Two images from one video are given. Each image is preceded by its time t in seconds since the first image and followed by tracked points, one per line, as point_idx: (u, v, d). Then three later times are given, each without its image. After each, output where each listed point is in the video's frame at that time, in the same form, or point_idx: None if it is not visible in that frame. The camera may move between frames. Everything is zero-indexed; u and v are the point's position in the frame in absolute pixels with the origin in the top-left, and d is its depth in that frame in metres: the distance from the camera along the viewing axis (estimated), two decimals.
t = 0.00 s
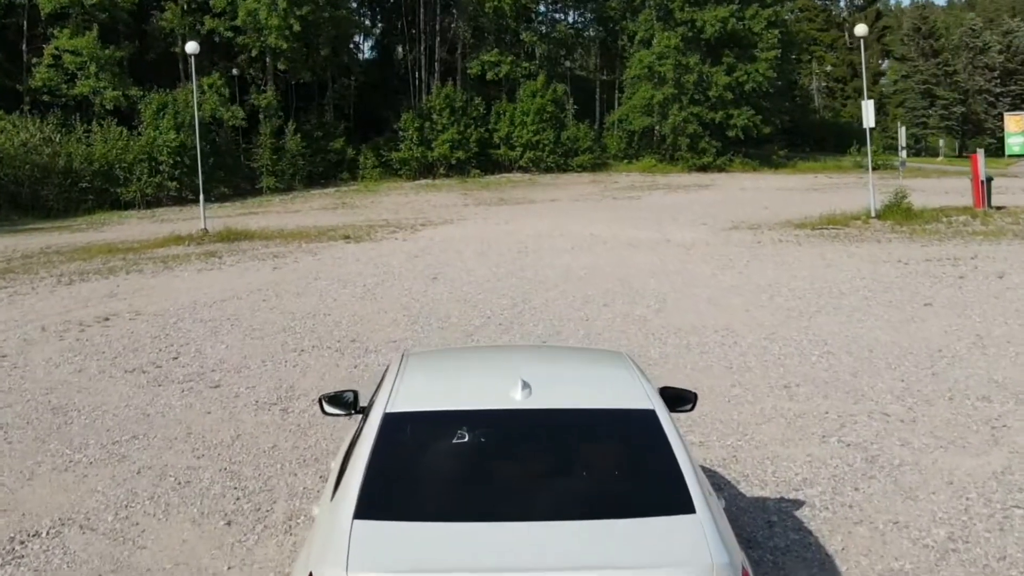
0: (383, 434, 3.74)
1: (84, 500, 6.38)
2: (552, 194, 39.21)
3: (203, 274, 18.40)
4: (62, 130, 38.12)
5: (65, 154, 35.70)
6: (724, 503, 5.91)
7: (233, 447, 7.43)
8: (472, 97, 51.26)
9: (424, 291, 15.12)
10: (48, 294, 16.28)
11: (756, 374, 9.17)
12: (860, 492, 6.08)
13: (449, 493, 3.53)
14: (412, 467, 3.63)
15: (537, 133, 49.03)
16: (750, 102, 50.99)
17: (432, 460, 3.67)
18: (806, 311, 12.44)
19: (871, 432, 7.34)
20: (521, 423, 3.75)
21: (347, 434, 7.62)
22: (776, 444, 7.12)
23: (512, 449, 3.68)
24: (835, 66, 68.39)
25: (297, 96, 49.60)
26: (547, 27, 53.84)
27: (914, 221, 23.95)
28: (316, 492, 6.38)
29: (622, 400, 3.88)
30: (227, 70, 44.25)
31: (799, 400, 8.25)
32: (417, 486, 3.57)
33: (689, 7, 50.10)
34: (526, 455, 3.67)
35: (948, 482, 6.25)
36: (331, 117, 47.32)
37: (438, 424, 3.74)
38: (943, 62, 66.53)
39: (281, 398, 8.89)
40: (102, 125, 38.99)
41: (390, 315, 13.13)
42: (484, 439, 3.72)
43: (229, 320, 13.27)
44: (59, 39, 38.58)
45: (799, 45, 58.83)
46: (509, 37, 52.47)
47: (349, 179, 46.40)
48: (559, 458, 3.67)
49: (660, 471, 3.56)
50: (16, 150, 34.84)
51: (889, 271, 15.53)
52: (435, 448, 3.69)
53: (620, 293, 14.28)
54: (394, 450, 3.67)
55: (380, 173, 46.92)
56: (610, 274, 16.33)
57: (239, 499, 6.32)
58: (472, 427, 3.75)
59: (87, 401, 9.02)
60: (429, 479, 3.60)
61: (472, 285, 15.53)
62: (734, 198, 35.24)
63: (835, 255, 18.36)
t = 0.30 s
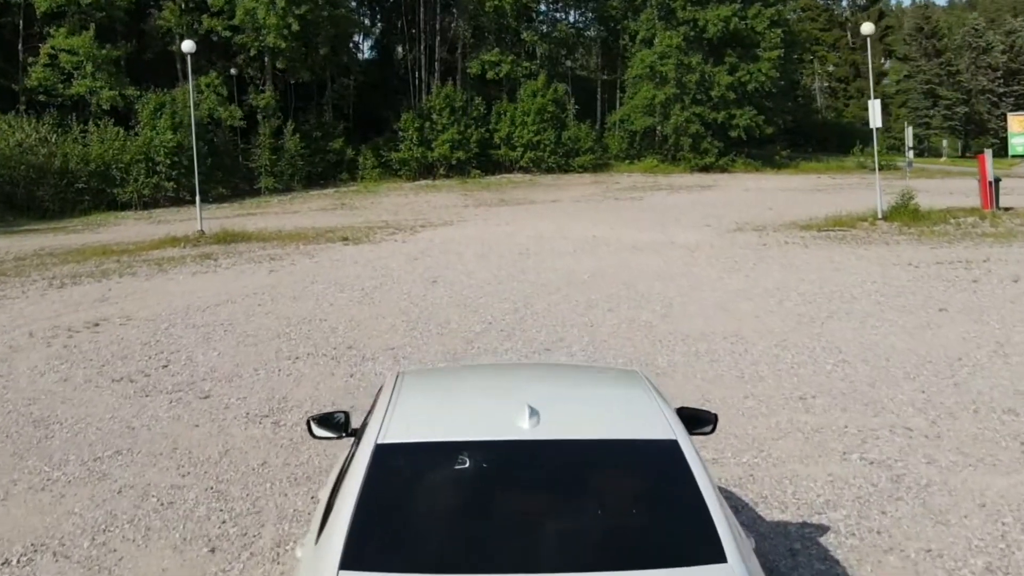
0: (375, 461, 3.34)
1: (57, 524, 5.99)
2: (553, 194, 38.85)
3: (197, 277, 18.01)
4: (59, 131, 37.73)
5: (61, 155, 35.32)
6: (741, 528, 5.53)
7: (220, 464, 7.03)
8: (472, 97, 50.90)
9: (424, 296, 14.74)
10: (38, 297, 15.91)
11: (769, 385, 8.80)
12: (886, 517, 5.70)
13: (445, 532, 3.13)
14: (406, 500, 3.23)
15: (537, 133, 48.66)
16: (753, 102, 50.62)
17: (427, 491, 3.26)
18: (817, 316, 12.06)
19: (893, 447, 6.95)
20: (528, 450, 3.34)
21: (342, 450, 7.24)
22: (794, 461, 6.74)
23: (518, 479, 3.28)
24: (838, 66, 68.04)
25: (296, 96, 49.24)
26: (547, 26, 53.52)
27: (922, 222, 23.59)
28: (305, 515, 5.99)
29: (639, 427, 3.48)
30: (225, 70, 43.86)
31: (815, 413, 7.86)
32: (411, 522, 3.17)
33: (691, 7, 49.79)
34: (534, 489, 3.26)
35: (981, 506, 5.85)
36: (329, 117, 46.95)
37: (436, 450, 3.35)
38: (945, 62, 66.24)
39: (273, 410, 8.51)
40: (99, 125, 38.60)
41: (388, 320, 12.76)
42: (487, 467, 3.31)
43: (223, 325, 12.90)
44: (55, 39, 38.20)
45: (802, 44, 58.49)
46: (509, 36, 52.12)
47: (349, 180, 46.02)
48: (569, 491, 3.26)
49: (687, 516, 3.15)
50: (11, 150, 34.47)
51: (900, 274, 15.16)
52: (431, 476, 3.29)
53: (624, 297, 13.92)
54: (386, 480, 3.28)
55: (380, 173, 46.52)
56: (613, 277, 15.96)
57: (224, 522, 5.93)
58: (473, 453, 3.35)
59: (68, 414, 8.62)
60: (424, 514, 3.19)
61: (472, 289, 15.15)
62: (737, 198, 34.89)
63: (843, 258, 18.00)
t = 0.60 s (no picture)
0: (362, 498, 2.91)
1: (24, 553, 5.57)
2: (553, 195, 38.49)
3: (191, 281, 17.61)
4: (54, 131, 37.32)
5: (56, 156, 34.92)
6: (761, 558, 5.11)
7: (204, 485, 6.61)
8: (472, 97, 50.48)
9: (422, 301, 14.31)
10: (27, 302, 15.52)
11: (782, 398, 8.37)
12: (917, 547, 5.28)
13: None
14: (395, 546, 2.79)
15: (537, 134, 48.24)
16: (755, 102, 50.19)
17: (420, 537, 2.83)
18: (829, 323, 11.65)
19: (919, 467, 6.55)
20: (534, 492, 2.91)
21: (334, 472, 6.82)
22: (813, 484, 6.31)
23: (525, 523, 2.84)
24: (839, 66, 67.66)
25: (294, 96, 48.85)
26: (548, 26, 53.11)
27: (929, 224, 23.20)
28: (292, 543, 5.58)
29: (660, 465, 3.04)
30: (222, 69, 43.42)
31: (833, 429, 7.43)
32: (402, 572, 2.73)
33: (693, 6, 49.39)
34: (544, 536, 2.82)
35: (1018, 534, 5.44)
36: (328, 117, 46.56)
37: (432, 489, 2.91)
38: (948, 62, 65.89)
39: (262, 424, 8.08)
40: (95, 125, 38.20)
41: (385, 327, 12.36)
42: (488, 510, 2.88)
43: (214, 332, 12.49)
44: (50, 38, 37.78)
45: (803, 43, 58.12)
46: (509, 36, 51.73)
47: (348, 181, 45.63)
48: (580, 538, 2.83)
49: (718, 568, 2.71)
50: (6, 151, 34.07)
51: (912, 278, 14.73)
52: (425, 518, 2.86)
53: (627, 302, 13.50)
54: (374, 520, 2.84)
55: (379, 174, 46.12)
56: (617, 281, 15.55)
57: (205, 550, 5.52)
58: (473, 491, 2.91)
59: (47, 428, 8.21)
60: (418, 563, 2.76)
61: (471, 293, 14.72)
62: (740, 199, 34.46)
63: (851, 261, 17.59)
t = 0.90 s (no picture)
0: (337, 555, 2.40)
1: None
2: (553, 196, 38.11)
3: (183, 284, 17.18)
4: (49, 131, 36.88)
5: (50, 156, 34.48)
6: None
7: (182, 510, 6.16)
8: (471, 97, 50.07)
9: (420, 306, 13.87)
10: (13, 307, 15.08)
11: (798, 412, 7.93)
12: None
13: None
14: None
15: (538, 134, 47.83)
16: (757, 101, 49.78)
17: None
18: (842, 330, 11.20)
19: (950, 491, 6.09)
20: (541, 547, 2.40)
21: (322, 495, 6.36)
22: (837, 509, 5.86)
23: None
24: (841, 66, 67.19)
25: (292, 96, 48.40)
26: (548, 25, 52.69)
27: (937, 226, 22.78)
28: None
29: (685, 517, 2.55)
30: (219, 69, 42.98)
31: (853, 446, 6.99)
32: None
33: (695, 5, 48.93)
34: None
35: None
36: (326, 117, 46.13)
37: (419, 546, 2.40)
38: (951, 61, 65.51)
39: (248, 441, 7.64)
40: (90, 126, 37.77)
41: (380, 334, 11.91)
42: (488, 568, 2.36)
43: (203, 339, 12.04)
44: (45, 37, 37.33)
45: (806, 43, 57.70)
46: (509, 35, 51.33)
47: (346, 181, 45.23)
48: None
49: None
50: None
51: (925, 283, 14.29)
52: None
53: (631, 308, 13.06)
54: None
55: (378, 174, 45.70)
56: (620, 286, 15.12)
57: None
58: (462, 550, 2.41)
59: (21, 445, 7.76)
60: None
61: (470, 299, 14.28)
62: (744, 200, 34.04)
63: (859, 265, 17.16)
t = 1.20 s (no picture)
0: None
1: None
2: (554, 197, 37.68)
3: (174, 288, 16.76)
4: (43, 131, 36.42)
5: (44, 156, 34.02)
6: None
7: (157, 538, 5.72)
8: (471, 97, 49.66)
9: (416, 311, 13.43)
10: None
11: (815, 427, 7.50)
12: None
13: None
14: None
15: (538, 134, 47.44)
16: (760, 101, 49.32)
17: None
18: (855, 337, 10.77)
19: (985, 518, 5.64)
20: None
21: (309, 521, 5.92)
22: (865, 537, 5.42)
23: None
24: (843, 65, 66.67)
25: (291, 96, 47.95)
26: (548, 25, 52.33)
27: (945, 228, 22.35)
28: None
29: None
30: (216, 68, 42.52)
31: (877, 466, 6.56)
32: None
33: (696, 4, 48.45)
34: None
35: None
36: (324, 117, 45.72)
37: None
38: (954, 61, 65.11)
39: (232, 458, 7.18)
40: (85, 125, 37.33)
41: (376, 341, 11.47)
42: None
43: (192, 346, 11.60)
44: (39, 36, 36.87)
45: (808, 42, 57.24)
46: (509, 34, 50.92)
47: (344, 182, 44.82)
48: None
49: None
50: None
51: (938, 287, 13.86)
52: None
53: (635, 314, 12.62)
54: None
55: (376, 175, 45.28)
56: (623, 290, 14.70)
57: None
58: None
59: None
60: None
61: (469, 303, 13.84)
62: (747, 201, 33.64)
63: (867, 268, 16.73)
